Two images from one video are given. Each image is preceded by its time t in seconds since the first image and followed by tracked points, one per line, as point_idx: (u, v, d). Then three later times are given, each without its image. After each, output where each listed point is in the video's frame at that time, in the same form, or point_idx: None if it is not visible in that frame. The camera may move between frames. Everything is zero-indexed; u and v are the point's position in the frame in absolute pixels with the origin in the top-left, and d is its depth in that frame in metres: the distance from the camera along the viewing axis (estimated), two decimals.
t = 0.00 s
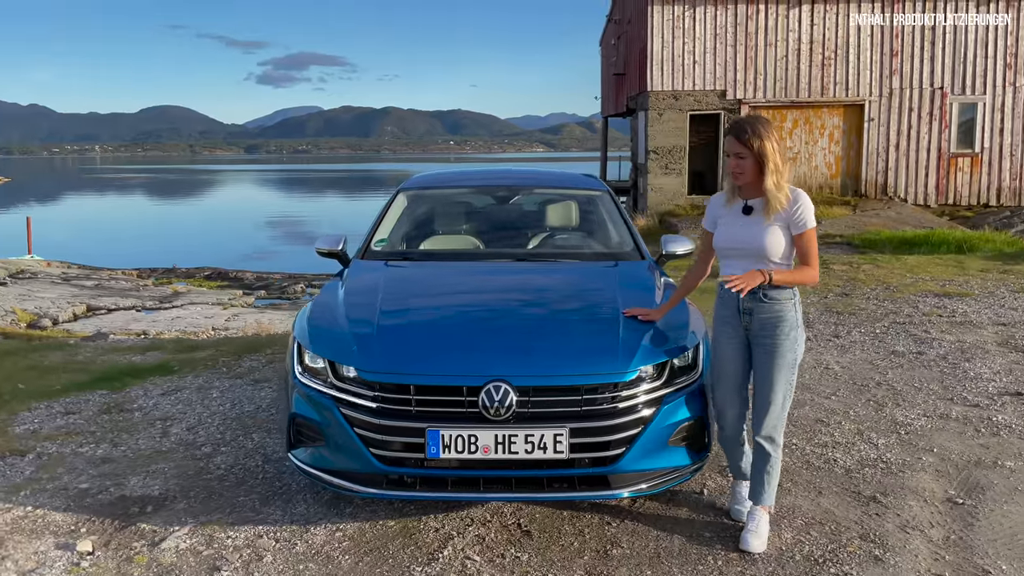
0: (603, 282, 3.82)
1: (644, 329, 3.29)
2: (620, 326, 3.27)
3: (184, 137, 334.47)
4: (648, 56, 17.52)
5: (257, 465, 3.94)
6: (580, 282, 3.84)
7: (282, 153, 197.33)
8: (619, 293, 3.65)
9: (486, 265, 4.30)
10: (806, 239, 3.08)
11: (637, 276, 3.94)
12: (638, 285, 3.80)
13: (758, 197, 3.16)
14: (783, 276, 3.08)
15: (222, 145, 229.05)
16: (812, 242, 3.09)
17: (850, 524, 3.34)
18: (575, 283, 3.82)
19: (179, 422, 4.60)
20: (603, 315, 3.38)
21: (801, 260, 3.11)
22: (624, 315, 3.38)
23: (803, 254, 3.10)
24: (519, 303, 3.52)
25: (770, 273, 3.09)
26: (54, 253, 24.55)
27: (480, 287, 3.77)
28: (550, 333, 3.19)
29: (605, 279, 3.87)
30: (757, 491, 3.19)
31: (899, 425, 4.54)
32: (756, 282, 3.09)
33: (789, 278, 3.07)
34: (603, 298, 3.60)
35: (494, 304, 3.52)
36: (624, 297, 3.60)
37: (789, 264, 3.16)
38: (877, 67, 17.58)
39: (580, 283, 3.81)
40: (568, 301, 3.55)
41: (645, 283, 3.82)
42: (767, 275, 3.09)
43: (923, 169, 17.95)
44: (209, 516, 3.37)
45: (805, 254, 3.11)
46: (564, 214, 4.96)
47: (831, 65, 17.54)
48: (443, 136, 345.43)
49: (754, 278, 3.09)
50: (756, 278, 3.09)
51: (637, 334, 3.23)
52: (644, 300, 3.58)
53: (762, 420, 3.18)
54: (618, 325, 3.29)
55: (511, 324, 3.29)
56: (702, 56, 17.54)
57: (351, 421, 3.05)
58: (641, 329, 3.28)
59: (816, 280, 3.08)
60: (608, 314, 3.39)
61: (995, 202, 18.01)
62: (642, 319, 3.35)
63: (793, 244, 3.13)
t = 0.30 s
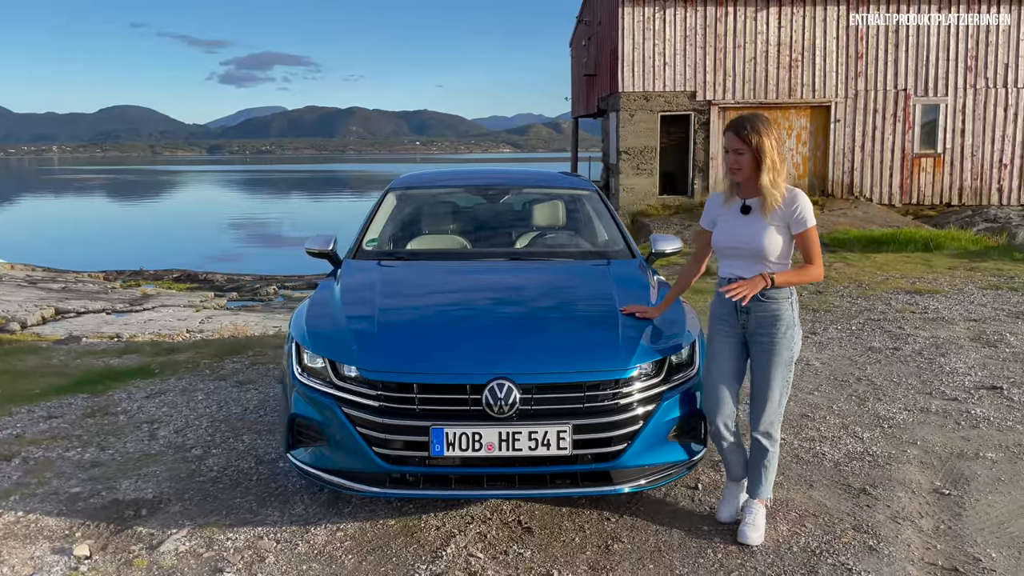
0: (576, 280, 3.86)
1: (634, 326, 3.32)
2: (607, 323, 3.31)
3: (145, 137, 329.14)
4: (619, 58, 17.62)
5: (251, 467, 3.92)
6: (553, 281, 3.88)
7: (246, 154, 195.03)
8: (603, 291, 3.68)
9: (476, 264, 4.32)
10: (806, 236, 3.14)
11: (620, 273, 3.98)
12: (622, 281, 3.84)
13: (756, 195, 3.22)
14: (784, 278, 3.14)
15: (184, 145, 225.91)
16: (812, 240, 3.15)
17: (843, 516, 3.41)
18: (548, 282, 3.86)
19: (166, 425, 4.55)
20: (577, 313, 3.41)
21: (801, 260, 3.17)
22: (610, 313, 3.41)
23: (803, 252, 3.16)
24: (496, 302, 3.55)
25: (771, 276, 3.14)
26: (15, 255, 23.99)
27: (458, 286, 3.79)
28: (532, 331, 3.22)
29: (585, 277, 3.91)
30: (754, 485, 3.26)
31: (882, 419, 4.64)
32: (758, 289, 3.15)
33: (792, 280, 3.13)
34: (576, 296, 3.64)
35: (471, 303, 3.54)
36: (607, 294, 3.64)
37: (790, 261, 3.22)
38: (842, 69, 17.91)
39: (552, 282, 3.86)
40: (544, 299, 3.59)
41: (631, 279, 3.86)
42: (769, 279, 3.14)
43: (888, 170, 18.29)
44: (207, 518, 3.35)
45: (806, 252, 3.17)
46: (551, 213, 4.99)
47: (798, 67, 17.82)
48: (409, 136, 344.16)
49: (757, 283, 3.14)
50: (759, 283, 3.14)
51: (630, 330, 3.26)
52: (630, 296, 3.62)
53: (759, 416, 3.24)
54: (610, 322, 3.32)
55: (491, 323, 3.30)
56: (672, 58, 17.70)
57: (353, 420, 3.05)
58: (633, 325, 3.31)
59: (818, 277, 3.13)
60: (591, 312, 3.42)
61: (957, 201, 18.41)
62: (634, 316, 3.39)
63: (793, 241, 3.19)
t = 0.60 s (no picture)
0: (552, 280, 3.87)
1: (620, 323, 3.32)
2: (591, 320, 3.32)
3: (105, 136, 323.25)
4: (591, 57, 17.66)
5: (243, 471, 3.85)
6: (530, 280, 3.87)
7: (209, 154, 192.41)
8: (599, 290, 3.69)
9: (476, 263, 4.29)
10: (805, 236, 3.15)
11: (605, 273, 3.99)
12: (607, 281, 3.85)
13: (757, 193, 3.22)
14: (783, 277, 3.13)
15: (145, 145, 222.39)
16: (811, 239, 3.16)
17: (842, 512, 3.44)
18: (523, 282, 3.85)
19: (152, 430, 4.46)
20: (555, 313, 3.41)
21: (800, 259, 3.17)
22: (594, 312, 3.42)
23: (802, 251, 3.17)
24: (472, 303, 3.52)
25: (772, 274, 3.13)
26: None
27: (441, 286, 3.77)
28: (513, 330, 3.21)
29: (571, 277, 3.92)
30: (756, 482, 3.27)
31: (870, 415, 4.69)
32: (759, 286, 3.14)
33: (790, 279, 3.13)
34: (552, 295, 3.65)
35: (447, 304, 3.51)
36: (589, 294, 3.64)
37: (789, 260, 3.22)
38: (810, 70, 18.15)
39: (527, 282, 3.85)
40: (520, 299, 3.58)
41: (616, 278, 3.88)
42: (770, 277, 3.14)
43: (856, 169, 18.57)
44: (203, 525, 3.28)
45: (803, 252, 3.17)
46: (541, 212, 4.98)
47: (767, 68, 18.02)
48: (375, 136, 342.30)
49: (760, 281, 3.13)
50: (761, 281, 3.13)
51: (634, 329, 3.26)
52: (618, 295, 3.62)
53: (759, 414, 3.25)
54: (602, 321, 3.32)
55: (470, 323, 3.29)
56: (644, 58, 17.80)
57: (357, 422, 3.01)
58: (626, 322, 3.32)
59: (814, 278, 3.15)
60: (568, 311, 3.42)
61: (922, 200, 18.76)
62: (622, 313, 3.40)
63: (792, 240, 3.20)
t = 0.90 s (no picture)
0: (530, 282, 3.83)
1: (609, 325, 3.29)
2: (576, 323, 3.29)
3: (63, 135, 316.96)
4: (565, 58, 17.65)
5: (242, 479, 3.77)
6: (507, 282, 3.84)
7: (171, 154, 189.63)
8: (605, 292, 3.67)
9: (475, 265, 4.24)
10: (807, 234, 3.06)
11: (588, 275, 3.97)
12: (588, 283, 3.83)
13: (762, 192, 3.17)
14: (778, 270, 3.04)
15: (106, 144, 218.46)
16: (813, 238, 3.06)
17: (848, 513, 3.46)
18: (500, 284, 3.81)
19: (143, 438, 4.35)
20: (538, 316, 3.36)
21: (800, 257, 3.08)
22: (578, 314, 3.39)
23: (803, 249, 3.07)
24: (451, 307, 3.45)
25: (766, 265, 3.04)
26: None
27: (435, 288, 3.73)
28: (495, 334, 3.16)
29: (566, 280, 3.89)
30: (765, 483, 3.25)
31: (865, 415, 4.74)
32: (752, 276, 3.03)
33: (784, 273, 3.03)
34: (533, 297, 3.61)
35: (434, 307, 3.44)
36: (570, 296, 3.62)
37: (789, 261, 3.13)
38: (782, 72, 18.34)
39: (504, 284, 3.81)
40: (500, 301, 3.53)
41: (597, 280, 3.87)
42: (764, 267, 3.04)
43: (826, 170, 18.82)
44: (206, 536, 3.20)
45: (803, 250, 3.08)
46: (535, 213, 4.96)
47: (739, 69, 18.18)
48: (341, 135, 339.88)
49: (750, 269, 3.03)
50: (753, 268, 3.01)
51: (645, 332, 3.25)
52: (597, 299, 3.60)
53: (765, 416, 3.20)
54: (605, 324, 3.30)
55: (452, 327, 3.23)
56: (618, 59, 17.85)
57: (368, 430, 2.95)
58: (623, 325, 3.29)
59: (812, 276, 3.04)
60: (552, 314, 3.39)
61: (890, 200, 19.08)
62: (604, 318, 3.35)
63: (794, 240, 3.12)
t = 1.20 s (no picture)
0: (509, 282, 3.82)
1: (595, 324, 3.30)
2: (559, 323, 3.29)
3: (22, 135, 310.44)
4: (539, 58, 17.65)
5: (242, 482, 3.72)
6: (483, 282, 3.83)
7: (133, 154, 186.63)
8: (601, 290, 3.70)
9: (472, 265, 4.24)
10: (808, 229, 3.06)
11: (564, 274, 3.99)
12: (566, 283, 3.84)
13: (763, 189, 3.17)
14: (771, 264, 3.06)
15: (66, 143, 214.46)
16: (813, 233, 3.06)
17: (849, 507, 3.51)
18: (475, 283, 3.80)
19: (135, 441, 4.28)
20: (518, 316, 3.35)
21: (801, 252, 3.07)
22: (559, 313, 3.40)
23: (805, 244, 3.06)
24: (437, 307, 3.42)
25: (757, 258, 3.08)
26: None
27: (429, 287, 3.71)
28: (478, 334, 3.15)
29: (557, 280, 3.90)
30: (769, 479, 3.28)
31: (854, 411, 4.81)
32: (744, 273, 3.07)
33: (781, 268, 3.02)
34: (510, 297, 3.60)
35: (431, 307, 3.43)
36: (547, 296, 3.63)
37: (791, 256, 3.12)
38: (753, 73, 18.54)
39: (480, 283, 3.80)
40: (478, 301, 3.51)
41: (570, 280, 3.89)
42: (754, 261, 3.09)
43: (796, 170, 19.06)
44: (211, 540, 3.16)
45: (804, 245, 3.07)
46: (527, 213, 4.96)
47: (711, 70, 18.34)
48: (307, 135, 337.16)
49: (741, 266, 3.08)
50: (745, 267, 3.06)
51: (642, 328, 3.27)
52: (574, 298, 3.61)
53: (770, 413, 3.22)
54: (606, 323, 3.31)
55: (435, 328, 3.20)
56: (592, 59, 17.90)
57: (379, 431, 2.93)
58: (612, 323, 3.31)
59: (811, 270, 3.02)
60: (531, 314, 3.38)
61: (858, 200, 19.39)
62: (586, 318, 3.35)
63: (796, 235, 3.11)
